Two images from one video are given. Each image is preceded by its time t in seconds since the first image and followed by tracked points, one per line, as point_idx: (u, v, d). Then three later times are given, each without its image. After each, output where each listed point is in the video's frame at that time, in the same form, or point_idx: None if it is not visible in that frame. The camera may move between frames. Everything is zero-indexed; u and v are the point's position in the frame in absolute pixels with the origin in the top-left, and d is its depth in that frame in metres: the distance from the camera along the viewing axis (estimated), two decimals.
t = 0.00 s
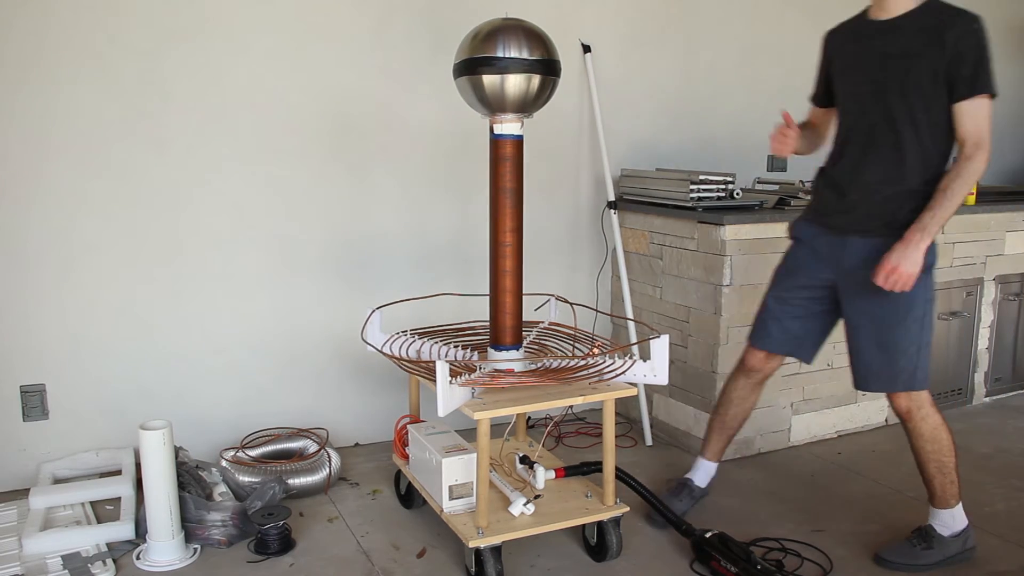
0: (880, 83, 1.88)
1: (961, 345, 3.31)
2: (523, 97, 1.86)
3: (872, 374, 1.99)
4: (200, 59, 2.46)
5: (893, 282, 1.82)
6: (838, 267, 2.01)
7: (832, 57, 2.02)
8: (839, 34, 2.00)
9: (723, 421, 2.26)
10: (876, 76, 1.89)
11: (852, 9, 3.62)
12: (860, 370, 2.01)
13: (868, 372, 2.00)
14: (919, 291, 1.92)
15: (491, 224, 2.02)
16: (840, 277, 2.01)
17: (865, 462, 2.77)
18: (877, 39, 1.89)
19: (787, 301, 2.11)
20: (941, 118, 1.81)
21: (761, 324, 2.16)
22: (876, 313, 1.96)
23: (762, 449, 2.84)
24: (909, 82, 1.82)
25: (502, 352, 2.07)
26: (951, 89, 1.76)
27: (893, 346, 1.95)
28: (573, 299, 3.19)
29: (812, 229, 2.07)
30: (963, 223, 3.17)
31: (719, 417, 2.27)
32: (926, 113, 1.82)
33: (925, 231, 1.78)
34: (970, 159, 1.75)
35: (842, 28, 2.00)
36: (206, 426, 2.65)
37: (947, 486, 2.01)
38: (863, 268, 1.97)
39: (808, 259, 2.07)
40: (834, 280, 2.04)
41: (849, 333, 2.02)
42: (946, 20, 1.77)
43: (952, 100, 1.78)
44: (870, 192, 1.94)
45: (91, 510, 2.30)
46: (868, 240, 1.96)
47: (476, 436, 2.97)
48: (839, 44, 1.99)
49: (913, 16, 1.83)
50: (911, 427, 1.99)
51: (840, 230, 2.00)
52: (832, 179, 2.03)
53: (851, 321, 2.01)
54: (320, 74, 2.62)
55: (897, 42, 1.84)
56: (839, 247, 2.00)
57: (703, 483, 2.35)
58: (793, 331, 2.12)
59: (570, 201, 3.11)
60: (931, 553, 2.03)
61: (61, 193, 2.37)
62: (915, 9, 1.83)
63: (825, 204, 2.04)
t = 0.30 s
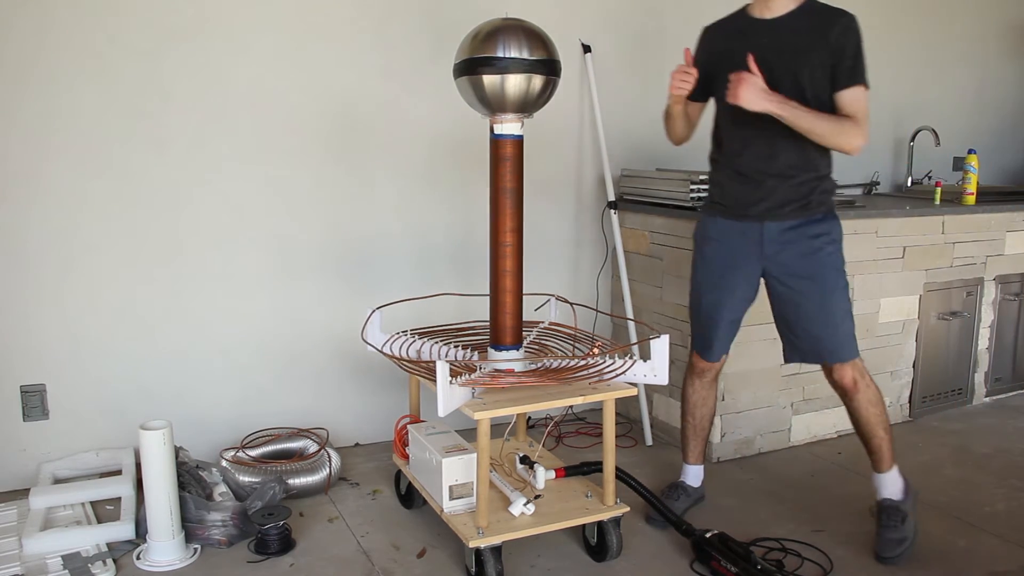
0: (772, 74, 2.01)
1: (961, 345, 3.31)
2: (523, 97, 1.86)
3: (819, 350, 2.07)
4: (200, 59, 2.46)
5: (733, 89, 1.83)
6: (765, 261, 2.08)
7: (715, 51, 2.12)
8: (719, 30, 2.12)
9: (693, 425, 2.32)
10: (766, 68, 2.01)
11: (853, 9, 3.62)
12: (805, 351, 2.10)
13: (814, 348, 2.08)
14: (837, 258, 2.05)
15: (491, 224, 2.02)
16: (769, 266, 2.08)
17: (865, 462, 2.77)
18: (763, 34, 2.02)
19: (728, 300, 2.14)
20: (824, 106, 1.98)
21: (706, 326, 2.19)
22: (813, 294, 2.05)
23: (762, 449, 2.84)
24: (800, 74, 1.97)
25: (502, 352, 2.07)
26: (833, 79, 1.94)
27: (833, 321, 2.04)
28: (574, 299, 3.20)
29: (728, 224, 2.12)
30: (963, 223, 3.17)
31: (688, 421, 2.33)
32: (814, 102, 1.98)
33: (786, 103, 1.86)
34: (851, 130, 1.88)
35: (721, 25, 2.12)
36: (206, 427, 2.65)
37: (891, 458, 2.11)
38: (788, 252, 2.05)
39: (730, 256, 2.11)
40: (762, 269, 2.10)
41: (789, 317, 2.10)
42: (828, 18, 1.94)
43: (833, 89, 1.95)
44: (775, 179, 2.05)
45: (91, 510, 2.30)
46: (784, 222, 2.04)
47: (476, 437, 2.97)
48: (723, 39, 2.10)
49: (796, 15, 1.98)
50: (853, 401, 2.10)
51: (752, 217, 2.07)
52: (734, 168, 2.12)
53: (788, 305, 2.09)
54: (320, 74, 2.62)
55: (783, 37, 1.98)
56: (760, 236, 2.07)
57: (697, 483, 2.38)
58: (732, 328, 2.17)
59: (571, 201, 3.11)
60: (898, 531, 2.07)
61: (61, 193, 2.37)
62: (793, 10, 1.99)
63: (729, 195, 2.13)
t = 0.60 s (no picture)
0: (719, 73, 2.07)
1: (961, 345, 3.31)
2: (523, 97, 1.86)
3: (800, 333, 2.13)
4: (200, 59, 2.46)
5: (670, 139, 1.93)
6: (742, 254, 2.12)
7: (654, 50, 2.15)
8: (654, 31, 2.15)
9: (685, 422, 2.34)
10: (711, 67, 2.08)
11: (853, 10, 3.62)
12: (785, 336, 2.15)
13: (796, 331, 2.13)
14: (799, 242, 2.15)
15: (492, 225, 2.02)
16: (743, 258, 2.12)
17: (865, 462, 2.77)
18: (705, 35, 2.08)
19: (712, 295, 2.15)
20: (759, 106, 2.09)
21: (692, 324, 2.20)
22: (786, 280, 2.12)
23: (761, 449, 2.84)
24: (744, 73, 2.06)
25: (502, 352, 2.07)
26: (770, 79, 2.06)
27: (808, 303, 2.13)
28: (574, 299, 3.20)
29: (698, 223, 2.14)
30: (963, 223, 3.17)
31: (680, 420, 2.35)
32: (753, 101, 2.08)
33: (719, 137, 1.96)
34: (785, 131, 2.01)
35: (657, 25, 2.15)
36: (206, 427, 2.65)
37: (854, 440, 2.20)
38: (759, 242, 2.11)
39: (706, 253, 2.13)
40: (737, 262, 2.13)
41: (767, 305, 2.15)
42: (763, 23, 2.06)
43: (768, 89, 2.07)
44: (733, 173, 2.11)
45: (91, 510, 2.30)
46: (751, 214, 2.11)
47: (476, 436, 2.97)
48: (663, 38, 2.13)
49: (735, 18, 2.07)
50: (824, 379, 2.18)
51: (721, 212, 2.11)
52: (689, 165, 2.15)
53: (765, 294, 2.14)
54: (320, 74, 2.62)
55: (725, 38, 2.07)
56: (732, 230, 2.11)
57: (695, 482, 2.39)
58: (715, 324, 2.19)
59: (571, 201, 3.11)
60: (887, 527, 2.12)
61: (60, 193, 2.37)
62: (729, 16, 2.08)
63: (689, 193, 2.15)
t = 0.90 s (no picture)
0: (696, 74, 2.08)
1: (961, 345, 3.31)
2: (523, 97, 1.86)
3: (782, 330, 2.13)
4: (200, 59, 2.46)
5: (647, 138, 1.92)
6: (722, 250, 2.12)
7: (632, 51, 2.15)
8: (631, 33, 2.15)
9: (682, 424, 2.34)
10: (688, 69, 2.08)
11: (853, 10, 3.62)
12: (768, 333, 2.15)
13: (779, 328, 2.13)
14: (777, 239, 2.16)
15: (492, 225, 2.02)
16: (723, 255, 2.12)
17: (865, 462, 2.77)
18: (683, 37, 2.08)
19: (694, 295, 2.15)
20: (735, 106, 2.10)
21: (675, 324, 2.20)
22: (767, 277, 2.13)
23: (761, 448, 2.84)
24: (721, 74, 2.06)
25: (503, 352, 2.06)
26: (746, 81, 2.07)
27: (790, 300, 2.13)
28: (573, 299, 3.20)
29: (677, 223, 2.15)
30: (963, 223, 3.17)
31: (676, 422, 2.35)
32: (729, 102, 2.09)
33: (695, 135, 1.96)
34: (761, 131, 2.02)
35: (635, 27, 2.15)
36: (206, 427, 2.65)
37: (846, 436, 2.18)
38: (739, 240, 2.12)
39: (687, 252, 2.14)
40: (718, 260, 2.14)
41: (750, 304, 2.15)
42: (740, 25, 2.07)
43: (744, 91, 2.08)
44: (710, 172, 2.12)
45: (91, 510, 2.30)
46: (730, 211, 2.11)
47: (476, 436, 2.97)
48: (640, 40, 2.13)
49: (711, 22, 2.08)
50: (811, 373, 2.17)
51: (699, 210, 2.12)
52: (667, 166, 2.16)
53: (747, 291, 2.14)
54: (320, 75, 2.62)
55: (701, 40, 2.07)
56: (712, 228, 2.11)
57: (696, 483, 2.39)
58: (697, 323, 2.18)
59: (571, 201, 3.11)
60: (887, 527, 2.12)
61: (61, 193, 2.37)
62: (705, 19, 2.08)
63: (666, 193, 2.17)
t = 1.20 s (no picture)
0: (691, 74, 2.07)
1: (961, 344, 3.31)
2: (523, 97, 1.86)
3: (778, 328, 2.13)
4: (201, 59, 2.46)
5: (640, 138, 1.92)
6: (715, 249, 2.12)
7: (627, 52, 2.15)
8: (627, 33, 2.16)
9: (679, 423, 2.34)
10: (683, 68, 2.08)
11: (853, 10, 3.62)
12: (763, 331, 2.15)
13: (775, 326, 2.13)
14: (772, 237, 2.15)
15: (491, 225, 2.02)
16: (716, 255, 2.12)
17: (865, 462, 2.77)
18: (678, 37, 2.08)
19: (687, 294, 2.16)
20: (731, 105, 2.09)
21: (667, 323, 2.20)
22: (763, 275, 2.12)
23: (761, 448, 2.85)
24: (716, 73, 2.06)
25: (503, 351, 2.06)
26: (742, 80, 2.06)
27: (785, 298, 2.12)
28: (573, 299, 3.20)
29: (668, 222, 2.15)
30: (963, 222, 3.17)
31: (675, 422, 2.35)
32: (725, 101, 2.08)
33: (688, 135, 1.96)
34: (757, 129, 2.01)
35: (630, 28, 2.16)
36: (206, 426, 2.65)
37: (846, 435, 2.19)
38: (732, 239, 2.11)
39: (679, 252, 2.14)
40: (711, 259, 2.14)
41: (745, 302, 2.15)
42: (736, 25, 2.07)
43: (740, 89, 2.07)
44: (702, 171, 2.12)
45: (91, 510, 2.30)
46: (722, 210, 2.11)
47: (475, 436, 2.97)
48: (636, 40, 2.13)
49: (707, 21, 2.08)
50: (809, 372, 2.17)
51: (690, 209, 2.12)
52: (660, 165, 2.16)
53: (742, 289, 2.14)
54: (320, 75, 2.62)
55: (696, 39, 2.07)
56: (703, 228, 2.11)
57: (695, 482, 2.39)
58: (690, 323, 2.19)
59: (571, 201, 3.11)
60: (887, 526, 2.12)
61: (60, 192, 2.37)
62: (701, 18, 2.08)
63: (658, 192, 2.17)
